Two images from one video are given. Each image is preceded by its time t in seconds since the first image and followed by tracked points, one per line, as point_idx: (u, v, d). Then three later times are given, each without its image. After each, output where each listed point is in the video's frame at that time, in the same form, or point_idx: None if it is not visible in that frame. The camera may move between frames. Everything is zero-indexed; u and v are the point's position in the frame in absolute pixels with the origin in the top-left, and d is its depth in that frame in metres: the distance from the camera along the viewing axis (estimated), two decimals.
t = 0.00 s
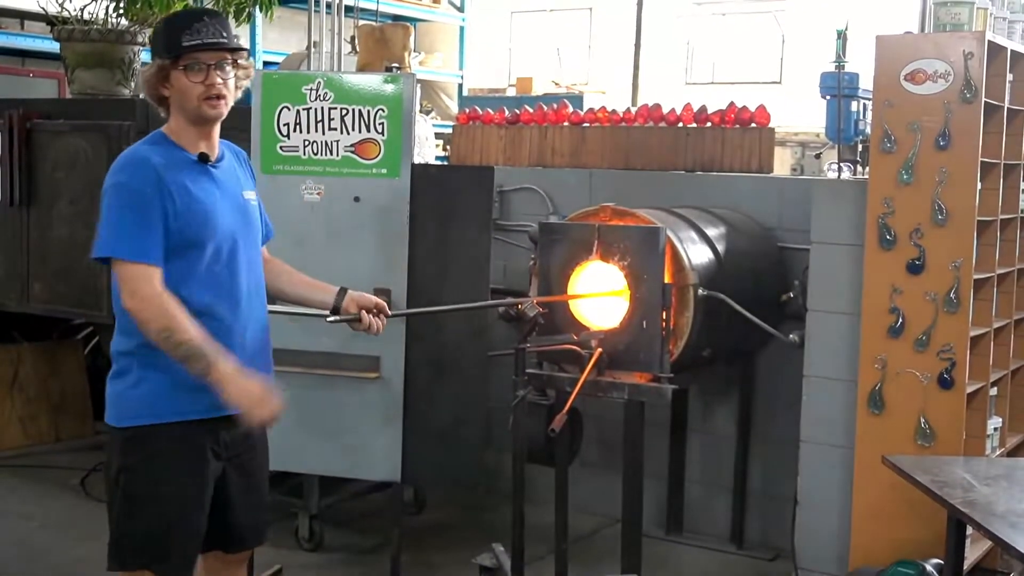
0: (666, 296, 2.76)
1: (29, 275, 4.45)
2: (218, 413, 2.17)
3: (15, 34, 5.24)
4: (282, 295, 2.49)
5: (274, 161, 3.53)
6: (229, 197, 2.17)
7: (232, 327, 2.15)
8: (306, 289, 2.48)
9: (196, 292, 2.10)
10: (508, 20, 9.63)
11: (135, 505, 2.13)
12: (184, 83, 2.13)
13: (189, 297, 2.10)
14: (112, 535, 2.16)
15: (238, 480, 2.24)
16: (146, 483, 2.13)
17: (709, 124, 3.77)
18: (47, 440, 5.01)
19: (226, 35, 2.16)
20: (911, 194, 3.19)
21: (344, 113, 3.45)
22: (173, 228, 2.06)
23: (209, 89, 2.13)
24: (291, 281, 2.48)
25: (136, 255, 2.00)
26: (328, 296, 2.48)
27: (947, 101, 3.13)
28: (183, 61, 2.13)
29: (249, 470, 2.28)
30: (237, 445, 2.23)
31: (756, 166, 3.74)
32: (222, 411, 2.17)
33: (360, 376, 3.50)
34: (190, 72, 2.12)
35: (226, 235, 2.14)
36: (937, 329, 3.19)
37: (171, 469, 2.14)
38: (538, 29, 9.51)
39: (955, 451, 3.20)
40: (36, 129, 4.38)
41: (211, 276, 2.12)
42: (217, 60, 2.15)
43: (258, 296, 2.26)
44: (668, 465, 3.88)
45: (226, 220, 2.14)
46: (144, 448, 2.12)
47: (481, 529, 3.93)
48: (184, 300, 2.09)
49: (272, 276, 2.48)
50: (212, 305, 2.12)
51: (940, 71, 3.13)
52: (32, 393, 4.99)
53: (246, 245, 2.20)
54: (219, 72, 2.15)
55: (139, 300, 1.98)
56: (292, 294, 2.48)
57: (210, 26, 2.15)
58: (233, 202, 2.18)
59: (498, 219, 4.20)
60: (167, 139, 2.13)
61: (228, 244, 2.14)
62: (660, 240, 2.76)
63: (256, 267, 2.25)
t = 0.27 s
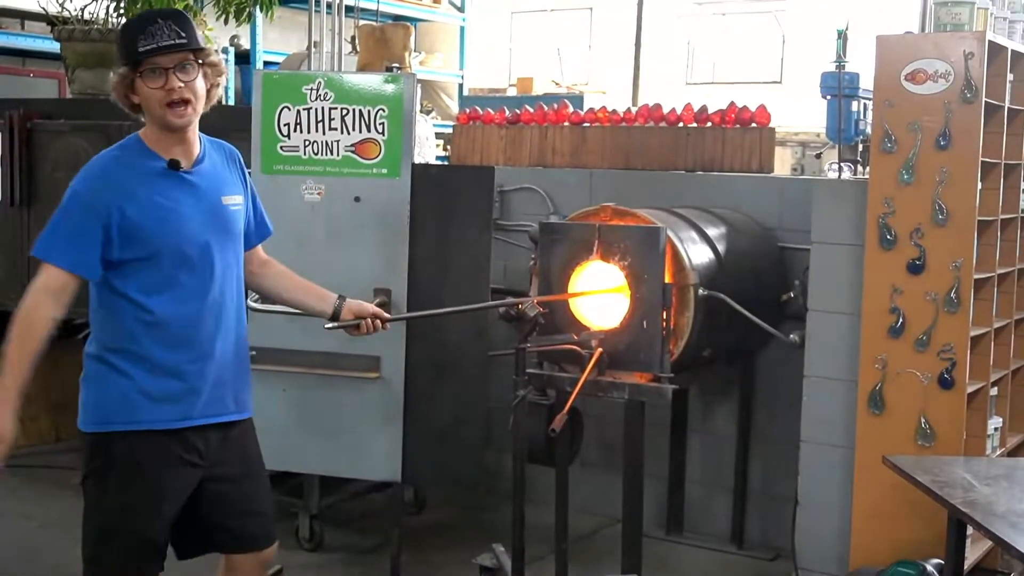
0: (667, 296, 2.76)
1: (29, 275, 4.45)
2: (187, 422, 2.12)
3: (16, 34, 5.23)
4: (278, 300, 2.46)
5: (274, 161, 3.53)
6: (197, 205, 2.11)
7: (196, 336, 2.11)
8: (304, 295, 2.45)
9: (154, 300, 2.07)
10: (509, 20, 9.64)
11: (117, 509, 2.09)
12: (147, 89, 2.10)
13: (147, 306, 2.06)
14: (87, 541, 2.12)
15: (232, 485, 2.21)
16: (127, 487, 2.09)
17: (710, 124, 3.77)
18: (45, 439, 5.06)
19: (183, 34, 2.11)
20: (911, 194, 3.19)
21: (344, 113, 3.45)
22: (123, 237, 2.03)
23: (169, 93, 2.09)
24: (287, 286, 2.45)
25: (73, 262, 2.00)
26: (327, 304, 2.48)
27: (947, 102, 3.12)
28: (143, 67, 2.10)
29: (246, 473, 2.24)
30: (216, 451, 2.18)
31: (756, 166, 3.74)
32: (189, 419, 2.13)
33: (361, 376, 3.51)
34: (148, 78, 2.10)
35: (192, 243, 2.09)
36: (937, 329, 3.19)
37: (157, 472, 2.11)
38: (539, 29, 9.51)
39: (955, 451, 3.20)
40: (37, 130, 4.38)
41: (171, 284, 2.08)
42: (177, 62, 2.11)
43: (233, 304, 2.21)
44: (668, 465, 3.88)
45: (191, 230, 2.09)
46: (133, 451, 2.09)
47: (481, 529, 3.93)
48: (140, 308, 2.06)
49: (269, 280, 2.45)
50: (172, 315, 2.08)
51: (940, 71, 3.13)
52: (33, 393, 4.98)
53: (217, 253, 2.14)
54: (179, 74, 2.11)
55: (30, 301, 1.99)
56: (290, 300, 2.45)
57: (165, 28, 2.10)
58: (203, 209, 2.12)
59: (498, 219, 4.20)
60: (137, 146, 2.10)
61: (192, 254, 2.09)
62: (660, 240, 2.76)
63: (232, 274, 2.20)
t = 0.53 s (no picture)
0: (667, 298, 2.77)
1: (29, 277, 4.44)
2: (172, 428, 2.11)
3: (16, 36, 5.23)
4: (277, 300, 2.46)
5: (275, 164, 3.53)
6: (177, 207, 2.10)
7: (178, 339, 2.11)
8: (304, 296, 2.44)
9: (132, 304, 2.07)
10: (509, 22, 9.65)
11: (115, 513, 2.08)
12: (135, 91, 2.08)
13: (124, 308, 2.06)
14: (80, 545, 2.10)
15: (231, 489, 2.20)
16: (123, 491, 2.08)
17: (710, 126, 3.79)
18: (46, 441, 5.06)
19: (173, 38, 2.08)
20: (911, 196, 3.19)
21: (344, 116, 3.46)
22: (98, 239, 2.04)
23: (158, 97, 2.08)
24: (286, 285, 2.44)
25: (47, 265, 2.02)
26: (329, 303, 2.47)
27: (947, 104, 3.12)
28: (131, 69, 2.07)
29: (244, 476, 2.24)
30: (211, 456, 2.17)
31: (756, 168, 3.76)
32: (174, 425, 2.11)
33: (361, 378, 3.52)
34: (137, 81, 2.07)
35: (169, 246, 2.08)
36: (937, 332, 3.19)
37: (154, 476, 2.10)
38: (539, 31, 9.53)
39: (956, 453, 3.20)
40: (38, 132, 4.37)
41: (149, 287, 2.07)
42: (166, 65, 2.08)
43: (218, 307, 2.20)
44: (668, 467, 3.88)
45: (169, 232, 2.08)
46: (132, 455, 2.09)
47: (481, 531, 3.93)
48: (118, 312, 2.06)
49: (266, 280, 2.44)
50: (151, 319, 2.08)
51: (940, 73, 3.13)
52: (32, 394, 4.98)
53: (198, 256, 2.13)
54: (167, 78, 2.09)
55: None
56: (290, 300, 2.44)
57: (155, 30, 2.08)
58: (184, 212, 2.11)
59: (498, 221, 4.20)
60: (123, 150, 2.10)
61: (170, 256, 2.08)
62: (661, 242, 2.76)
63: (216, 276, 2.18)
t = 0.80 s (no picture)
0: (667, 301, 2.77)
1: (29, 280, 4.44)
2: (169, 431, 2.11)
3: (16, 39, 5.23)
4: (275, 303, 2.45)
5: (275, 166, 3.53)
6: (171, 210, 2.10)
7: (174, 342, 2.11)
8: (303, 297, 2.44)
9: (129, 307, 2.07)
10: (509, 24, 9.65)
11: (109, 518, 2.08)
12: (144, 91, 2.07)
13: (121, 313, 2.06)
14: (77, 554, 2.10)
15: (229, 492, 2.20)
16: (117, 494, 2.08)
17: (710, 129, 3.82)
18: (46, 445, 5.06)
19: (181, 39, 2.10)
20: (911, 199, 3.19)
21: (345, 119, 3.46)
22: (94, 244, 2.03)
23: (168, 97, 2.08)
24: (283, 289, 2.44)
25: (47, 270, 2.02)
26: (326, 303, 2.47)
27: (947, 107, 3.13)
28: (140, 69, 2.06)
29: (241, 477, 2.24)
30: (204, 463, 2.17)
31: (756, 171, 3.77)
32: (171, 428, 2.11)
33: (361, 380, 3.52)
34: (148, 81, 2.07)
35: (165, 249, 2.08)
36: (937, 334, 3.19)
37: (147, 480, 2.10)
38: (540, 34, 9.53)
39: (956, 455, 3.20)
40: (38, 134, 4.37)
41: (145, 291, 2.08)
42: (174, 65, 2.09)
43: (214, 310, 2.20)
44: (669, 469, 3.88)
45: (163, 235, 2.08)
46: (132, 461, 2.09)
47: (481, 534, 3.93)
48: (114, 316, 2.06)
49: (264, 283, 2.44)
50: (146, 322, 2.08)
51: (940, 75, 3.13)
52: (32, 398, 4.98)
53: (193, 258, 2.13)
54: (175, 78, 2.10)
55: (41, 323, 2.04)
56: (289, 303, 2.44)
57: (164, 29, 2.09)
58: (178, 214, 2.11)
59: (498, 224, 4.20)
60: (124, 152, 2.10)
61: (165, 259, 2.09)
62: (661, 245, 2.76)
63: (211, 279, 2.18)
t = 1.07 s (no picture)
0: (667, 301, 2.77)
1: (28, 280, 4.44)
2: (168, 431, 2.11)
3: (15, 39, 5.23)
4: (273, 304, 2.45)
5: (274, 167, 3.53)
6: (166, 209, 2.10)
7: (171, 342, 2.11)
8: (300, 296, 2.45)
9: (125, 307, 2.07)
10: (509, 25, 9.65)
11: (107, 518, 2.08)
12: (133, 88, 2.08)
13: (117, 314, 2.06)
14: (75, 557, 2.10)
15: (226, 493, 2.20)
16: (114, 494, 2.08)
17: (710, 129, 3.82)
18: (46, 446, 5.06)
19: (173, 37, 2.10)
20: (911, 199, 3.19)
21: (344, 119, 3.46)
22: (91, 245, 2.02)
23: (157, 94, 2.08)
24: (280, 289, 2.44)
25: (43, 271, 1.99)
26: (323, 302, 2.48)
27: (947, 107, 3.13)
28: (130, 66, 2.08)
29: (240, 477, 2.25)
30: (199, 463, 2.17)
31: (756, 171, 3.78)
32: (170, 429, 2.12)
33: (361, 380, 3.51)
34: (138, 78, 2.08)
35: (161, 249, 2.08)
36: (937, 334, 3.19)
37: (143, 481, 2.10)
38: (539, 34, 9.54)
39: (955, 455, 3.20)
40: (38, 134, 4.37)
41: (142, 291, 2.08)
42: (164, 63, 2.10)
43: (211, 310, 2.20)
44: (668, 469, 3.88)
45: (159, 235, 2.08)
46: (127, 462, 2.09)
47: (481, 534, 3.93)
48: (111, 317, 2.06)
49: (260, 284, 2.44)
50: (143, 322, 2.08)
51: (939, 76, 3.13)
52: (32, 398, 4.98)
53: (188, 258, 2.14)
54: (166, 76, 2.10)
55: (33, 321, 1.99)
56: (285, 304, 2.44)
57: (155, 28, 2.09)
58: (173, 214, 2.11)
59: (498, 224, 4.19)
60: (114, 149, 2.10)
61: (161, 259, 2.09)
62: (660, 245, 2.76)
63: (207, 278, 2.19)
